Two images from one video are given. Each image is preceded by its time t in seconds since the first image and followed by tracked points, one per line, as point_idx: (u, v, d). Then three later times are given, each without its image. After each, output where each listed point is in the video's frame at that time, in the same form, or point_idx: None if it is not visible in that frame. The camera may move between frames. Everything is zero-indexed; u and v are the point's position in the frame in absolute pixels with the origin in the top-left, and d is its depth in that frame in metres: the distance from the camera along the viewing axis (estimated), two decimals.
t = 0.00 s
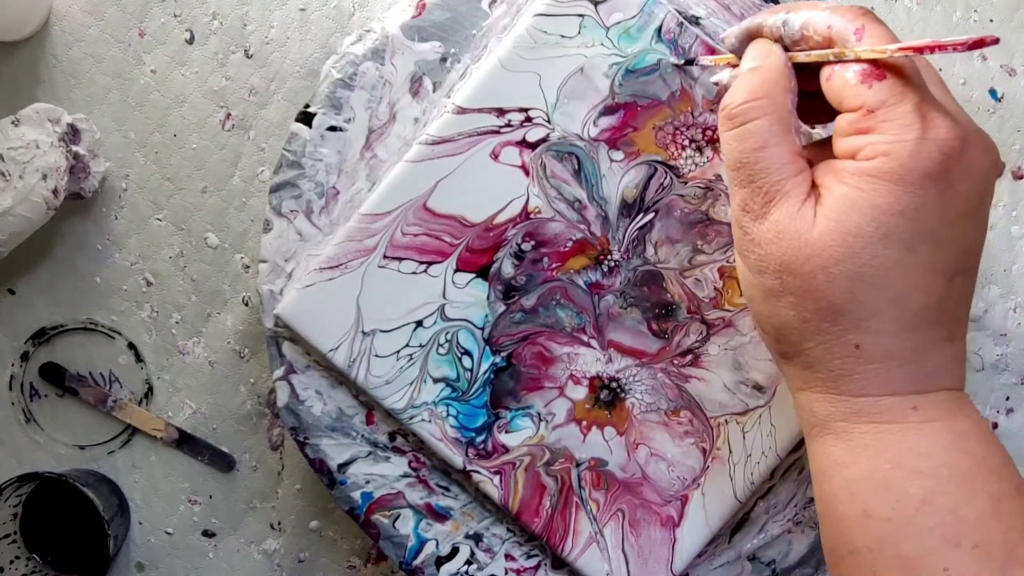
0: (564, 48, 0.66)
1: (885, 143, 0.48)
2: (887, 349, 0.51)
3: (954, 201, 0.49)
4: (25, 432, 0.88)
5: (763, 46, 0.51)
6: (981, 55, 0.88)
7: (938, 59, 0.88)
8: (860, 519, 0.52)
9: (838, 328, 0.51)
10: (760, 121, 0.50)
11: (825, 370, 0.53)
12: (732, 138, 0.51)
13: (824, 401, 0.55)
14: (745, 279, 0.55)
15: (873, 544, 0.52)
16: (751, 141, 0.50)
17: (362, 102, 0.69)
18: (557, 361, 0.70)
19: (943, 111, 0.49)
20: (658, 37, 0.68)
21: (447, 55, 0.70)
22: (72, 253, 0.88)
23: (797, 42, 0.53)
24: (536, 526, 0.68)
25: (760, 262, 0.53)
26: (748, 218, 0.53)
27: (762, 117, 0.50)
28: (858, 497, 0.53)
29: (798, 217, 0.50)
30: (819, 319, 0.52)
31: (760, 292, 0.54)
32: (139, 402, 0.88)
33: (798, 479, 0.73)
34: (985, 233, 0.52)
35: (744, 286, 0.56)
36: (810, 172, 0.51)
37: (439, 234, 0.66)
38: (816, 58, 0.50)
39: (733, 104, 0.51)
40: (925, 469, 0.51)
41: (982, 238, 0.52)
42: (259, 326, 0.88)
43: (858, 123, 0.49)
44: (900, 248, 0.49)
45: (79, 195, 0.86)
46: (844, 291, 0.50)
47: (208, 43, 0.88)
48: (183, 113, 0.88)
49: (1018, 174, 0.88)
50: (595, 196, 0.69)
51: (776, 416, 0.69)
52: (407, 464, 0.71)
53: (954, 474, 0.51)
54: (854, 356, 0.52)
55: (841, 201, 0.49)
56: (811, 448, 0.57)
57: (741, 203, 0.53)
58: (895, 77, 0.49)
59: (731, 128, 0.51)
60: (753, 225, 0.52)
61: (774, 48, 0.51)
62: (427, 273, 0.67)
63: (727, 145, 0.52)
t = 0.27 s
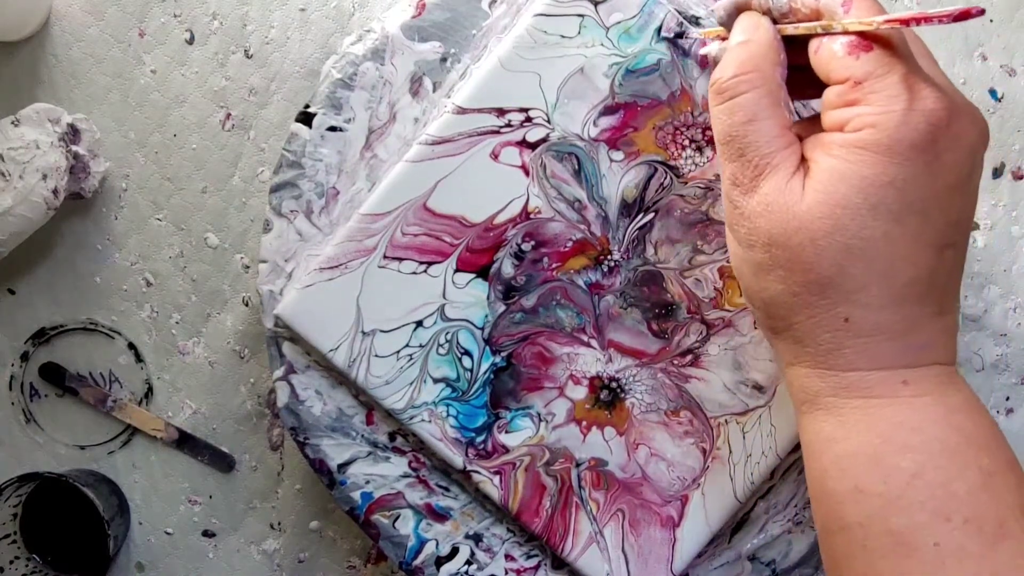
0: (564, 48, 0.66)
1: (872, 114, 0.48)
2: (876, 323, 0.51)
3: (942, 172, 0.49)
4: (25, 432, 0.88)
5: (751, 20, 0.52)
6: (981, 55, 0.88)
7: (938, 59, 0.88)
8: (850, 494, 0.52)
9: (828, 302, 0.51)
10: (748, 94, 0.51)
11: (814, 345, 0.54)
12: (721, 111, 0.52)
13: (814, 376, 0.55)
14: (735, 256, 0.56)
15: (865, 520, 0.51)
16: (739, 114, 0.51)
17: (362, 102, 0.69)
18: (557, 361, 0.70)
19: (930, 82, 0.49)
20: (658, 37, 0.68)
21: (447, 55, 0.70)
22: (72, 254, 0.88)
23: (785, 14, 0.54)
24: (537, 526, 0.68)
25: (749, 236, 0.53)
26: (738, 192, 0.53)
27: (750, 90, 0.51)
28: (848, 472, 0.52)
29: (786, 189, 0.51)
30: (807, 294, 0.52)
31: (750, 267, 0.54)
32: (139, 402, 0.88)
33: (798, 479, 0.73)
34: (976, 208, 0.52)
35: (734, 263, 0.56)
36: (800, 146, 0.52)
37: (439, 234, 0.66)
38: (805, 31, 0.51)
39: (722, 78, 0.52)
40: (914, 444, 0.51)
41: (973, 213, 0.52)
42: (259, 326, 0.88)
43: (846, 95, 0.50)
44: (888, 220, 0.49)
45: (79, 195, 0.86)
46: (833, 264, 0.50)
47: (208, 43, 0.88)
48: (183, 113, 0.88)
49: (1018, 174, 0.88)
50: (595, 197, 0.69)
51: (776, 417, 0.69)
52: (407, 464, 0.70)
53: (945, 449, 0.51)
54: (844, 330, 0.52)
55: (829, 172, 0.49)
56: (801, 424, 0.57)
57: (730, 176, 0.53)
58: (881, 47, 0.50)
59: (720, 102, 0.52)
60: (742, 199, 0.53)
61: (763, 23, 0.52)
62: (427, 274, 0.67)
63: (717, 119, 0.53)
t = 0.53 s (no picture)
0: (564, 48, 0.66)
1: (914, 113, 0.48)
2: (898, 323, 0.51)
3: (978, 179, 0.49)
4: (25, 432, 0.88)
5: (801, 4, 0.51)
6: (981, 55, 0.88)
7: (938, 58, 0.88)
8: (861, 494, 0.52)
9: (854, 296, 0.51)
10: (792, 80, 0.50)
11: (833, 341, 0.54)
12: (762, 95, 0.51)
13: (829, 371, 0.55)
14: (759, 240, 0.56)
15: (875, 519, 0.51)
16: (782, 100, 0.50)
17: (362, 102, 0.69)
18: (557, 361, 0.70)
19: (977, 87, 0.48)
20: (658, 37, 0.68)
21: (447, 55, 0.70)
22: (72, 253, 0.88)
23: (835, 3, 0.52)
24: (536, 526, 0.68)
25: (778, 224, 0.53)
26: (769, 178, 0.53)
27: (795, 77, 0.49)
28: (859, 470, 0.53)
29: (818, 179, 0.50)
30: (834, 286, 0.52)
31: (775, 255, 0.54)
32: (139, 402, 0.88)
33: (798, 479, 0.73)
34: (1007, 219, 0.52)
35: (759, 248, 0.56)
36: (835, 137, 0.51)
37: (438, 234, 0.66)
38: (854, 23, 0.49)
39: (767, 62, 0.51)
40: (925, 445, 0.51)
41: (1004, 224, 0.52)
42: (258, 326, 0.88)
43: (890, 90, 0.49)
44: (920, 221, 0.49)
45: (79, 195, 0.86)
46: (861, 259, 0.50)
47: (208, 43, 0.88)
48: (183, 113, 0.88)
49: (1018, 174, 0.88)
50: (595, 197, 0.69)
51: (776, 416, 0.69)
52: (406, 464, 0.71)
53: (960, 449, 0.50)
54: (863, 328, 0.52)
55: (863, 167, 0.49)
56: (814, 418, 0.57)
57: (764, 161, 0.53)
58: (932, 47, 0.48)
59: (762, 86, 0.51)
60: (774, 185, 0.52)
61: (813, 7, 0.50)
62: (427, 273, 0.67)
63: (757, 103, 0.52)
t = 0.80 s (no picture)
0: (564, 48, 0.66)
1: (952, 183, 0.45)
2: (929, 395, 0.48)
3: (1017, 251, 0.46)
4: (25, 432, 0.88)
5: (830, 64, 0.47)
6: (980, 55, 0.88)
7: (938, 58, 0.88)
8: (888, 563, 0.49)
9: (883, 368, 0.48)
10: (823, 144, 0.46)
11: (862, 411, 0.50)
12: (790, 158, 0.47)
13: (858, 439, 0.52)
14: (783, 301, 0.52)
15: None
16: (812, 164, 0.47)
17: (362, 102, 0.69)
18: (557, 361, 0.70)
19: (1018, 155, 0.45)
20: (658, 37, 0.68)
21: (447, 55, 0.70)
22: (72, 253, 0.88)
23: (867, 66, 0.49)
24: (536, 526, 0.68)
25: (805, 292, 0.50)
26: (797, 244, 0.49)
27: (826, 140, 0.46)
28: (887, 540, 0.50)
29: (850, 249, 0.47)
30: (864, 358, 0.49)
31: (800, 321, 0.51)
32: (139, 402, 0.88)
33: (798, 479, 0.73)
34: None
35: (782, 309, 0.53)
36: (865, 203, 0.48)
37: (439, 234, 0.66)
38: (888, 86, 0.47)
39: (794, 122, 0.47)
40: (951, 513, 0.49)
41: None
42: (258, 326, 0.88)
43: (926, 158, 0.46)
44: (955, 294, 0.46)
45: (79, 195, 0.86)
46: (893, 332, 0.47)
47: (208, 44, 0.88)
48: (183, 113, 0.88)
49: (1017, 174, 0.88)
50: (595, 197, 0.69)
51: (776, 416, 0.69)
52: (407, 464, 0.71)
53: (983, 516, 0.48)
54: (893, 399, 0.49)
55: (898, 239, 0.46)
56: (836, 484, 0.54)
57: (790, 227, 0.49)
58: (973, 113, 0.45)
59: (790, 148, 0.47)
60: (802, 252, 0.49)
61: (843, 68, 0.47)
62: (427, 273, 0.67)
63: (783, 165, 0.48)
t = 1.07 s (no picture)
0: (564, 48, 0.66)
1: (919, 198, 0.47)
2: (911, 404, 0.50)
3: (986, 259, 0.48)
4: (25, 432, 0.88)
5: (796, 91, 0.50)
6: (980, 55, 0.88)
7: (938, 58, 0.88)
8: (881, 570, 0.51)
9: (864, 380, 0.50)
10: (792, 167, 0.49)
11: (849, 422, 0.53)
12: (762, 181, 0.50)
13: (845, 450, 0.54)
14: (768, 323, 0.54)
15: None
16: (783, 186, 0.49)
17: (362, 102, 0.69)
18: (557, 361, 0.70)
19: (979, 167, 0.48)
20: (658, 37, 0.68)
21: (447, 55, 0.70)
22: (72, 253, 0.88)
23: (830, 89, 0.52)
24: (536, 526, 0.68)
25: (785, 311, 0.52)
26: (775, 266, 0.52)
27: (794, 163, 0.49)
28: (878, 547, 0.51)
29: (827, 267, 0.49)
30: (845, 372, 0.51)
31: (784, 339, 0.53)
32: (139, 402, 0.88)
33: (798, 479, 0.73)
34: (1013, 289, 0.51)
35: (767, 330, 0.55)
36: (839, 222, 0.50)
37: (439, 233, 0.66)
38: (851, 106, 0.49)
39: (764, 147, 0.50)
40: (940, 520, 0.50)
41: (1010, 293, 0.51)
42: (258, 326, 0.88)
43: (891, 175, 0.48)
44: (931, 303, 0.48)
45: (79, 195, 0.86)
46: (872, 344, 0.49)
47: (208, 44, 0.88)
48: (183, 113, 0.88)
49: (1018, 174, 0.88)
50: (595, 196, 0.69)
51: (777, 416, 0.69)
52: (407, 464, 0.70)
53: (968, 522, 0.50)
54: (878, 410, 0.51)
55: (872, 254, 0.48)
56: (829, 496, 0.56)
57: (767, 248, 0.52)
58: (933, 129, 0.47)
59: (762, 172, 0.50)
60: (779, 272, 0.51)
61: (807, 94, 0.50)
62: (427, 273, 0.67)
63: (756, 189, 0.51)
